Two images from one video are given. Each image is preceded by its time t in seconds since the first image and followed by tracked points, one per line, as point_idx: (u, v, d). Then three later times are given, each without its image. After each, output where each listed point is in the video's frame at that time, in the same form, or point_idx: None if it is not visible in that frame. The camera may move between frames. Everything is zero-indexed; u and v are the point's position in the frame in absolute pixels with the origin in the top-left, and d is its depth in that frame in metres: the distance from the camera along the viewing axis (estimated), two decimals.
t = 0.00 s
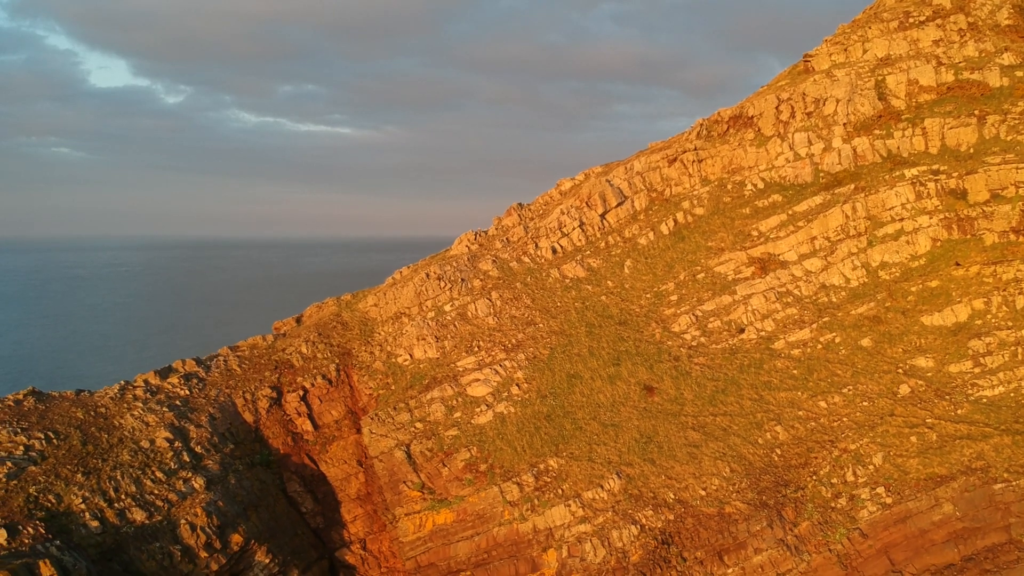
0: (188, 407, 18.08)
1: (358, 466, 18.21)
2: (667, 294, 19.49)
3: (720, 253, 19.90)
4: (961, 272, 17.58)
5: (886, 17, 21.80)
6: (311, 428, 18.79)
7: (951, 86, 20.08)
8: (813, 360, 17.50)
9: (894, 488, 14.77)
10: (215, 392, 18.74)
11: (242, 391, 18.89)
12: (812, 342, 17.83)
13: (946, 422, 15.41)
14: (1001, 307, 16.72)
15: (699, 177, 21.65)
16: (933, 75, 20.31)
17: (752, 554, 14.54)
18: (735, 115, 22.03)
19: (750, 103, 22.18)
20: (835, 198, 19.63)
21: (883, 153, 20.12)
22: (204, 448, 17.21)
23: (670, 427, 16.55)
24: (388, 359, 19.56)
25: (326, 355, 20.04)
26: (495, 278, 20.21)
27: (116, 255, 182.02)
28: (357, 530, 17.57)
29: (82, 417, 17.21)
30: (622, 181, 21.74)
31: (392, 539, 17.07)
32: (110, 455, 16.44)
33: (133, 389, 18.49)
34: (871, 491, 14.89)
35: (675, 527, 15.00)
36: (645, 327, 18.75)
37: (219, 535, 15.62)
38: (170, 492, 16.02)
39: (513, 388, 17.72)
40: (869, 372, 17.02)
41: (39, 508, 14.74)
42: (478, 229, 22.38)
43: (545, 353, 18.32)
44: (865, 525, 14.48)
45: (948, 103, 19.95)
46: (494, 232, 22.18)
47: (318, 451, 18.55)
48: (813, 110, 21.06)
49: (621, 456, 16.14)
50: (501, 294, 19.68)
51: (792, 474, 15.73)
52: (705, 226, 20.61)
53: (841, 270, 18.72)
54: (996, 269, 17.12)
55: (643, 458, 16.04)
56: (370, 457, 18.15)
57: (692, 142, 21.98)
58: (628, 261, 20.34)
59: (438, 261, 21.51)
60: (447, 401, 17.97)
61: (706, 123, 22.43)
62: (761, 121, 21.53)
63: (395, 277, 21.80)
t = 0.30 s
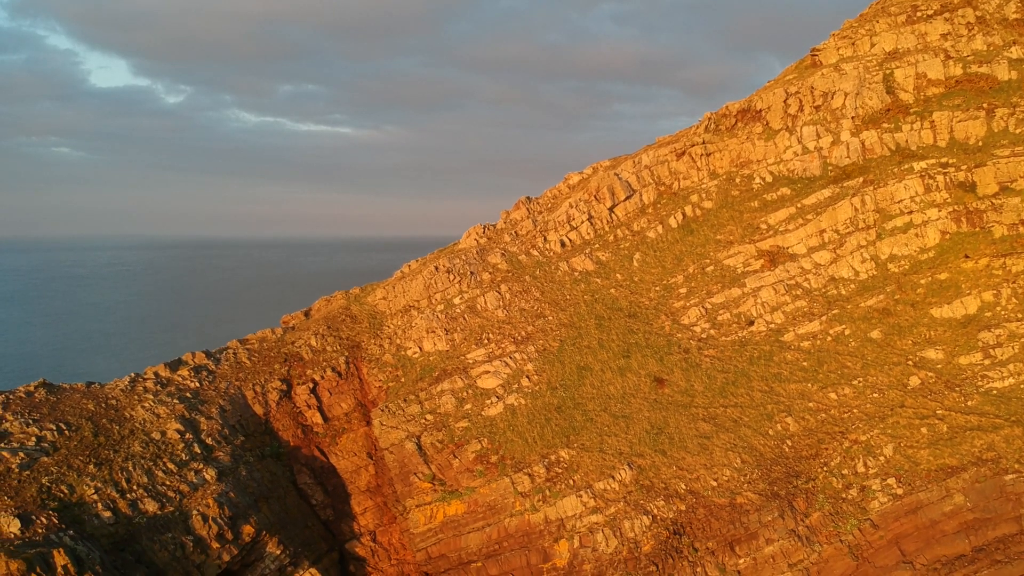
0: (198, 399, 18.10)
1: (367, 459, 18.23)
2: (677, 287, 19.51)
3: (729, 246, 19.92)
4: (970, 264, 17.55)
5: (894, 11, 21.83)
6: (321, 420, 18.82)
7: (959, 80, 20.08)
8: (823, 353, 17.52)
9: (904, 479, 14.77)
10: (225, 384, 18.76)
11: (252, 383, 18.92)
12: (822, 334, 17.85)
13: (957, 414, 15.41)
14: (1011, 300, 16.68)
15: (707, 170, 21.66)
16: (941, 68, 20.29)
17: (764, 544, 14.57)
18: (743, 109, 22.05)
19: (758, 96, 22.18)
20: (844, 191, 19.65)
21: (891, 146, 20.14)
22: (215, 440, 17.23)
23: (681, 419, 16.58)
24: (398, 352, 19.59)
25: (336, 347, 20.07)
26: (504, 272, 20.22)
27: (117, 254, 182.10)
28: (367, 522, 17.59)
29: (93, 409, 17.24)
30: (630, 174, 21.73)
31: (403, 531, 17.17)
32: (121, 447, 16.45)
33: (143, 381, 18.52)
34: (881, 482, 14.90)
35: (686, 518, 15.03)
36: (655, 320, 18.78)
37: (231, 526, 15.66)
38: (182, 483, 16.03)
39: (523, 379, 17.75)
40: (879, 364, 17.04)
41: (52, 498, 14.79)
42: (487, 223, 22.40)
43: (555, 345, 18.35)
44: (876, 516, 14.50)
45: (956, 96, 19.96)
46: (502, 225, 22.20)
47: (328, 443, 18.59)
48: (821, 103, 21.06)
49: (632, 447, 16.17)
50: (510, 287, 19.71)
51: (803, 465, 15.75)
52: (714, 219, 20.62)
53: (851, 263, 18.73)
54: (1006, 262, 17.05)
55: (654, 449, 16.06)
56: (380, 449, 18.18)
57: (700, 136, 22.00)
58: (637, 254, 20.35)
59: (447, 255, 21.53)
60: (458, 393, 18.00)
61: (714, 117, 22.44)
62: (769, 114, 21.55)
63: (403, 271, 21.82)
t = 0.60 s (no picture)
0: (209, 391, 18.13)
1: (378, 451, 18.27)
2: (686, 280, 19.53)
3: (738, 239, 19.94)
4: (980, 257, 17.51)
5: (902, 6, 21.87)
6: (331, 413, 18.85)
7: (967, 74, 20.09)
8: (833, 345, 17.55)
9: (916, 471, 14.78)
10: (235, 377, 18.79)
11: (262, 376, 18.96)
12: (832, 327, 17.87)
13: (967, 406, 15.37)
14: (1021, 292, 16.59)
15: (716, 164, 21.67)
16: (949, 62, 20.32)
17: (776, 535, 14.61)
18: (752, 103, 22.08)
19: (766, 90, 22.20)
20: (853, 184, 19.67)
21: (900, 140, 20.14)
22: (226, 432, 17.26)
23: (692, 410, 16.60)
24: (408, 344, 19.62)
25: (345, 341, 20.09)
26: (513, 265, 20.25)
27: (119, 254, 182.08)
28: (377, 515, 17.61)
29: (104, 400, 17.26)
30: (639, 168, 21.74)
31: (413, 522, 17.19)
32: (133, 438, 16.48)
33: (154, 373, 18.55)
34: (892, 474, 14.92)
35: (699, 509, 15.06)
36: (664, 313, 18.81)
37: (243, 517, 15.70)
38: (194, 474, 16.05)
39: (533, 371, 17.79)
40: (889, 356, 17.04)
41: (65, 489, 14.84)
42: (495, 217, 22.43)
43: (565, 338, 18.38)
44: (887, 508, 14.51)
45: (965, 90, 19.96)
46: (511, 219, 22.24)
47: (338, 436, 18.61)
48: (830, 97, 21.07)
49: (643, 438, 16.21)
50: (519, 281, 19.73)
51: (814, 456, 15.78)
52: (723, 213, 20.64)
53: (860, 256, 18.74)
54: (1016, 254, 16.94)
55: (665, 441, 16.09)
56: (391, 441, 18.22)
57: (708, 130, 22.03)
58: (646, 248, 20.36)
59: (455, 248, 21.54)
60: (468, 385, 18.04)
61: (722, 111, 22.47)
62: (777, 108, 21.57)
63: (412, 264, 21.84)
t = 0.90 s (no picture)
0: (220, 383, 18.15)
1: (389, 443, 18.31)
2: (696, 273, 19.55)
3: (748, 232, 19.95)
4: (990, 249, 17.46)
5: None
6: (342, 405, 18.87)
7: (976, 67, 20.09)
8: (844, 337, 17.56)
9: (927, 462, 14.80)
10: (246, 369, 18.82)
11: (273, 368, 18.98)
12: (842, 320, 17.89)
13: (979, 397, 15.35)
14: None
15: (725, 158, 21.67)
16: (958, 56, 20.34)
17: (788, 526, 14.66)
18: (761, 97, 22.10)
19: (775, 84, 22.21)
20: (863, 177, 19.68)
21: (909, 133, 20.15)
22: (237, 424, 17.27)
23: (704, 402, 16.62)
24: (418, 337, 19.64)
25: (355, 333, 20.11)
26: (523, 258, 20.27)
27: (120, 253, 182.11)
28: (388, 507, 17.64)
29: (116, 392, 17.28)
30: (648, 162, 21.74)
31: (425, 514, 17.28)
32: (145, 429, 16.49)
33: (165, 366, 18.56)
34: (904, 465, 14.94)
35: (712, 499, 15.12)
36: (675, 305, 18.82)
37: (255, 508, 15.73)
38: (206, 466, 16.06)
39: (544, 363, 17.82)
40: (900, 349, 17.04)
41: (79, 479, 14.88)
42: (504, 210, 22.44)
43: (575, 330, 18.40)
44: (899, 498, 14.53)
45: (973, 83, 19.96)
46: (520, 213, 22.24)
47: (349, 428, 18.64)
48: (838, 91, 21.07)
49: (656, 429, 16.24)
50: (529, 274, 19.75)
51: (826, 447, 15.81)
52: (733, 206, 20.66)
53: (870, 249, 18.76)
54: None
55: (677, 432, 16.12)
56: (402, 434, 18.25)
57: (717, 124, 22.06)
58: (656, 241, 20.37)
59: (465, 242, 21.55)
60: (479, 377, 18.07)
61: (731, 105, 22.49)
62: (786, 102, 21.59)
63: (421, 258, 21.86)
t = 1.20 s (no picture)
0: (231, 376, 18.17)
1: (399, 437, 18.35)
2: (706, 267, 19.56)
3: (758, 226, 19.97)
4: (1000, 243, 17.47)
5: None
6: (352, 399, 18.90)
7: (985, 61, 20.08)
8: (854, 330, 17.58)
9: (939, 454, 14.81)
10: (257, 362, 18.83)
11: (283, 362, 19.00)
12: (853, 313, 17.90)
13: (990, 389, 15.36)
14: None
15: (733, 152, 21.68)
16: (967, 50, 20.33)
17: (801, 518, 14.72)
18: (769, 92, 22.11)
19: (783, 79, 22.22)
20: (872, 171, 19.69)
21: (918, 128, 20.15)
22: (249, 417, 17.30)
23: (715, 394, 16.64)
24: (428, 331, 19.66)
25: (365, 327, 20.12)
26: (533, 252, 20.30)
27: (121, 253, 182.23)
28: (399, 500, 17.69)
29: (128, 385, 17.30)
30: (657, 156, 21.74)
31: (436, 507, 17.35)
32: (157, 422, 16.50)
33: (176, 359, 18.58)
34: (916, 457, 14.96)
35: (724, 491, 15.15)
36: (685, 299, 18.84)
37: (268, 500, 15.76)
38: (219, 458, 16.08)
39: (555, 356, 17.84)
40: (910, 342, 17.05)
41: (92, 471, 14.92)
42: (513, 205, 22.45)
43: (586, 324, 18.43)
44: (911, 491, 14.56)
45: (983, 77, 19.95)
46: (529, 207, 22.25)
47: (359, 421, 18.67)
48: (847, 85, 21.08)
49: (667, 422, 16.27)
50: (539, 268, 19.77)
51: (838, 440, 15.83)
52: (742, 200, 20.68)
53: (880, 242, 18.76)
54: None
55: (689, 424, 16.15)
56: (413, 427, 18.30)
57: (726, 119, 22.08)
58: (665, 235, 20.38)
59: (474, 236, 21.56)
60: (490, 370, 18.09)
61: (739, 100, 22.50)
62: (795, 97, 21.60)
63: (431, 252, 21.88)
